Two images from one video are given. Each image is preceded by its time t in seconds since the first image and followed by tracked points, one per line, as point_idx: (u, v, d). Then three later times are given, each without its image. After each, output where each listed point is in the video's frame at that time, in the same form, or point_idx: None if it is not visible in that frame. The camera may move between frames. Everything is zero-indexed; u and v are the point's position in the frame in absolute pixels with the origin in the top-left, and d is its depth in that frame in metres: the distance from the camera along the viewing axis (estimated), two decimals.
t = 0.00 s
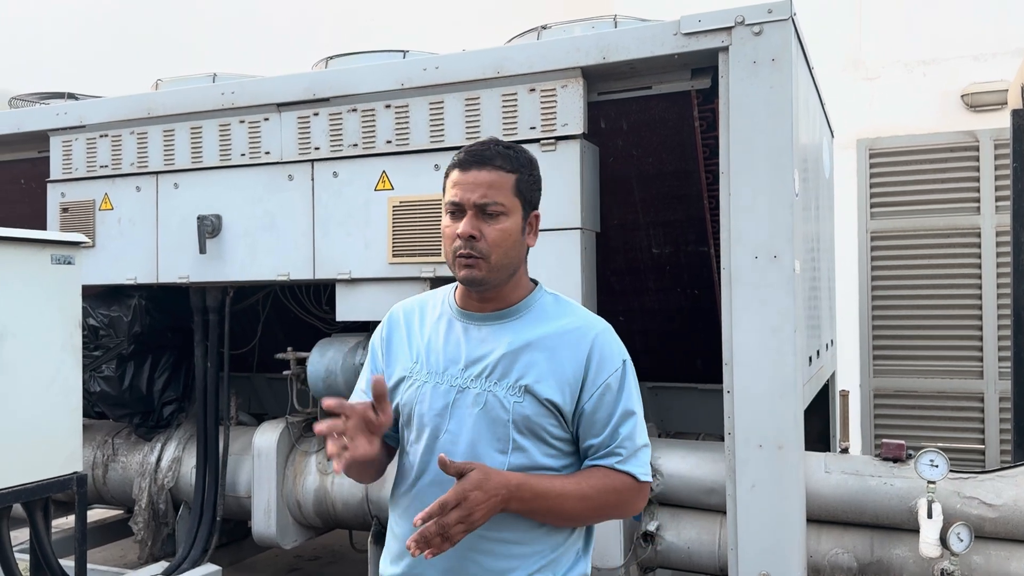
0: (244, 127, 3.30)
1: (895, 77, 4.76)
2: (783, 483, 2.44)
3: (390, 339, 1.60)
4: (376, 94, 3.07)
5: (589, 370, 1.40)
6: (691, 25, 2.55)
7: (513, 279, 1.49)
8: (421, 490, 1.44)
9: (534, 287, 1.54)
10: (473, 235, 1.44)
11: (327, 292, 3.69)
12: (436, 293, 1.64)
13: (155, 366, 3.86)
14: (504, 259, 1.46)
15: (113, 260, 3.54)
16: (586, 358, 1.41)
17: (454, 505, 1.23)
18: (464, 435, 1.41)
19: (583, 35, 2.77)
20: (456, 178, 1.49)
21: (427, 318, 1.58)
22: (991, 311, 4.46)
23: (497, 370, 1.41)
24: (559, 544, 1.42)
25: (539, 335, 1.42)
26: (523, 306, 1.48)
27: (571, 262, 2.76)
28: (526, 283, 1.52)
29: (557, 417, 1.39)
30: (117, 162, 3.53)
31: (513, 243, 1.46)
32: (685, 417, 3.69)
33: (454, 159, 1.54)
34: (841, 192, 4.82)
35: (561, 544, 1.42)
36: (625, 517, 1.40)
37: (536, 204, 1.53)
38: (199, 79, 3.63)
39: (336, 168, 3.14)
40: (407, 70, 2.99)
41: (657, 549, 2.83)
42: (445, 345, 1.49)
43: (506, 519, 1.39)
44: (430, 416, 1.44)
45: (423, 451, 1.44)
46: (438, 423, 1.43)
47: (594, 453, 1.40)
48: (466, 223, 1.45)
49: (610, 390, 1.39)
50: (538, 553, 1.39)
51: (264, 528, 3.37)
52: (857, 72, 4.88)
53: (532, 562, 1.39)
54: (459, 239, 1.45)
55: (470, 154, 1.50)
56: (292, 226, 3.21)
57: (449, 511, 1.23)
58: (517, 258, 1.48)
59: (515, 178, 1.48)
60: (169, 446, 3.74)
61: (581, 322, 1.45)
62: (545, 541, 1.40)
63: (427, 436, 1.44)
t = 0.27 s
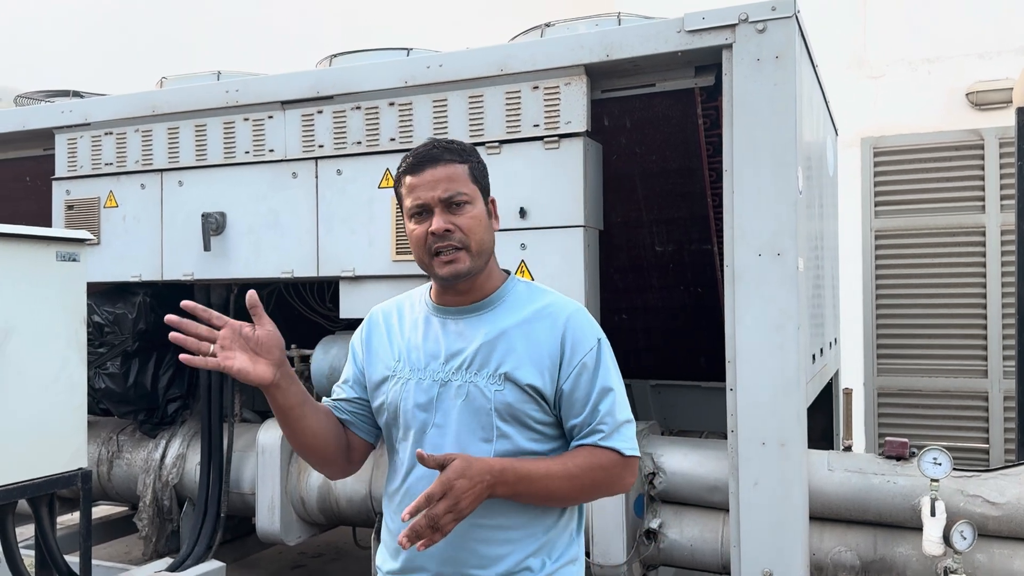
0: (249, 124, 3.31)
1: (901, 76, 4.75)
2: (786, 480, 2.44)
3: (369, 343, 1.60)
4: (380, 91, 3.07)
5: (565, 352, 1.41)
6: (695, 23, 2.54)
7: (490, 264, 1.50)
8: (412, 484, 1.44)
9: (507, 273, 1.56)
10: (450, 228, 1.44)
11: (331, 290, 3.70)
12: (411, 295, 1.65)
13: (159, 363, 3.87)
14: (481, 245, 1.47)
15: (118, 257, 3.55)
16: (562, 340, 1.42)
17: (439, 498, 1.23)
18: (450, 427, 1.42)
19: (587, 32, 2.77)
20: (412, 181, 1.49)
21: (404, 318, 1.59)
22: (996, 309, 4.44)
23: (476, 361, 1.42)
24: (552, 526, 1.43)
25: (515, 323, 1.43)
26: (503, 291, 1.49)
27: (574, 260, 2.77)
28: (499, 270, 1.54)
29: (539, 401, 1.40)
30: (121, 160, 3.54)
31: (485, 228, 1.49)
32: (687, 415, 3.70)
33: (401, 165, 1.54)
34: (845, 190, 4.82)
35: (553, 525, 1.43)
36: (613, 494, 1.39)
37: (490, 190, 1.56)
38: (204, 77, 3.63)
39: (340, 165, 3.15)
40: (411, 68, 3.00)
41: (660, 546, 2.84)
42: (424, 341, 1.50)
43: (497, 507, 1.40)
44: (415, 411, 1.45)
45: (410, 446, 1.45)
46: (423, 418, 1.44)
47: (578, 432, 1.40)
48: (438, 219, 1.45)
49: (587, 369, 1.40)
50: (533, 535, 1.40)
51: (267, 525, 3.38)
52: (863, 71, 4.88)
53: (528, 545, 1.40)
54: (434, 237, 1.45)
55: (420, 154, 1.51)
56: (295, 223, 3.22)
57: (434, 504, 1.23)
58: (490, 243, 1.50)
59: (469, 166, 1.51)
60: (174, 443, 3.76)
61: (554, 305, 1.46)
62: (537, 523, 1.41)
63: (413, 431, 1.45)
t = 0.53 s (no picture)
0: (252, 121, 3.31)
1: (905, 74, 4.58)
2: (788, 478, 2.44)
3: (356, 346, 1.59)
4: (383, 89, 3.07)
5: (550, 341, 1.41)
6: (698, 20, 2.54)
7: (473, 261, 1.51)
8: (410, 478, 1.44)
9: (489, 271, 1.56)
10: (436, 223, 1.45)
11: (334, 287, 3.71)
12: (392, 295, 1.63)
13: (162, 359, 3.89)
14: (466, 240, 1.48)
15: (122, 254, 3.56)
16: (547, 329, 1.42)
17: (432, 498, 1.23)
18: (442, 421, 1.42)
19: (590, 30, 2.76)
20: (396, 178, 1.50)
21: (388, 318, 1.58)
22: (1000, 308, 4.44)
23: (465, 354, 1.42)
24: (546, 513, 1.44)
25: (500, 314, 1.43)
26: (487, 285, 1.49)
27: (577, 258, 2.77)
28: (482, 268, 1.54)
29: (528, 390, 1.40)
30: (125, 157, 3.55)
31: (469, 224, 1.49)
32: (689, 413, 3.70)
33: (383, 165, 1.55)
34: (849, 188, 4.80)
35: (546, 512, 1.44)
36: (602, 478, 1.40)
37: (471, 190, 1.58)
38: (207, 73, 3.64)
39: (343, 163, 3.15)
40: (414, 65, 3.00)
41: (661, 543, 2.84)
42: (411, 338, 1.49)
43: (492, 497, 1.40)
44: (408, 408, 1.45)
45: (405, 441, 1.45)
46: (417, 413, 1.44)
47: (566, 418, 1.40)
48: (423, 214, 1.46)
49: (572, 355, 1.40)
50: (528, 523, 1.41)
51: (270, 522, 3.37)
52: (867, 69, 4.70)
53: (524, 533, 1.40)
54: (420, 232, 1.45)
55: (403, 152, 1.52)
56: (298, 220, 3.23)
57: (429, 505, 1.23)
58: (474, 239, 1.50)
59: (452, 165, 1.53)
60: (177, 439, 3.76)
61: (535, 295, 1.46)
62: (530, 511, 1.42)
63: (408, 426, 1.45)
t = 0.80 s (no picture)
0: (255, 119, 3.32)
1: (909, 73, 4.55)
2: (789, 476, 2.44)
3: (345, 347, 1.59)
4: (386, 87, 3.08)
5: (540, 333, 1.44)
6: (701, 19, 2.54)
7: (463, 261, 1.51)
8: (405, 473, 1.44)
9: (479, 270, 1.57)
10: (429, 224, 1.44)
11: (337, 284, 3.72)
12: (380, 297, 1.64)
13: (166, 355, 3.90)
14: (457, 240, 1.48)
15: (125, 251, 3.57)
16: (536, 322, 1.45)
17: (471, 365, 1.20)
18: (436, 416, 1.43)
19: (593, 28, 2.76)
20: (390, 178, 1.50)
21: (378, 317, 1.58)
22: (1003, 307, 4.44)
23: (457, 349, 1.44)
24: (539, 500, 1.45)
25: (492, 308, 1.45)
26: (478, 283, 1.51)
27: (579, 256, 2.77)
28: (472, 267, 1.55)
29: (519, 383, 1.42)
30: (129, 154, 3.56)
31: (461, 225, 1.49)
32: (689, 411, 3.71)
33: (378, 165, 1.56)
34: (852, 187, 4.80)
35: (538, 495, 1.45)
36: (597, 459, 1.39)
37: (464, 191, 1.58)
38: (210, 71, 3.65)
39: (346, 160, 3.16)
40: (416, 63, 3.00)
41: (663, 541, 2.85)
42: (403, 335, 1.50)
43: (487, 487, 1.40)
44: (402, 404, 1.45)
45: (400, 435, 1.45)
46: (410, 408, 1.45)
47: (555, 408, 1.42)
48: (416, 214, 1.46)
49: (562, 346, 1.42)
50: (522, 511, 1.41)
51: (273, 517, 3.38)
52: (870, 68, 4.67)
53: (518, 522, 1.41)
54: (413, 232, 1.45)
55: (397, 153, 1.53)
56: (301, 217, 3.23)
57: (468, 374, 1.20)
58: (465, 239, 1.50)
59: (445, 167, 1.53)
60: (180, 436, 3.77)
61: (525, 290, 1.49)
62: (524, 498, 1.42)
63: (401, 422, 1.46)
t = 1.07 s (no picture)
0: (258, 116, 3.32)
1: (913, 71, 4.63)
2: (790, 473, 2.45)
3: (339, 352, 1.59)
4: (389, 84, 3.08)
5: (528, 326, 1.44)
6: (704, 16, 2.55)
7: (447, 260, 1.52)
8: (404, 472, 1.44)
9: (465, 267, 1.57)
10: (406, 227, 1.45)
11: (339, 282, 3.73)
12: (371, 302, 1.64)
13: (169, 351, 3.91)
14: (437, 240, 1.48)
15: (128, 247, 3.58)
16: (524, 315, 1.45)
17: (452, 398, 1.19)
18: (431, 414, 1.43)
19: (596, 25, 2.76)
20: (365, 186, 1.51)
21: (369, 320, 1.58)
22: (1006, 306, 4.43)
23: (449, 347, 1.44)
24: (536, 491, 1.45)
25: (481, 305, 1.45)
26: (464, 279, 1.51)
27: (581, 254, 2.77)
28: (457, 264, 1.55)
29: (511, 377, 1.42)
30: (132, 151, 3.56)
31: (440, 225, 1.50)
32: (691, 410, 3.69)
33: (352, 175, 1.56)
34: (855, 184, 4.80)
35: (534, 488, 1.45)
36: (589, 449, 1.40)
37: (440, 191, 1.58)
38: (214, 68, 3.65)
39: (349, 158, 3.16)
40: (419, 60, 3.00)
41: (664, 539, 2.86)
42: (394, 337, 1.50)
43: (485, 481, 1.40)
44: (398, 404, 1.45)
45: (397, 435, 1.46)
46: (406, 407, 1.45)
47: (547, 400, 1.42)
48: (394, 219, 1.46)
49: (550, 337, 1.43)
50: (519, 503, 1.42)
51: (275, 514, 3.38)
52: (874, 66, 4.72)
53: (515, 513, 1.41)
54: (392, 236, 1.46)
55: (370, 160, 1.53)
56: (303, 215, 3.24)
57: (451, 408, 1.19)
58: (445, 237, 1.51)
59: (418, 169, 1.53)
60: (182, 433, 3.78)
61: (512, 285, 1.49)
62: (521, 489, 1.42)
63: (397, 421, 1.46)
